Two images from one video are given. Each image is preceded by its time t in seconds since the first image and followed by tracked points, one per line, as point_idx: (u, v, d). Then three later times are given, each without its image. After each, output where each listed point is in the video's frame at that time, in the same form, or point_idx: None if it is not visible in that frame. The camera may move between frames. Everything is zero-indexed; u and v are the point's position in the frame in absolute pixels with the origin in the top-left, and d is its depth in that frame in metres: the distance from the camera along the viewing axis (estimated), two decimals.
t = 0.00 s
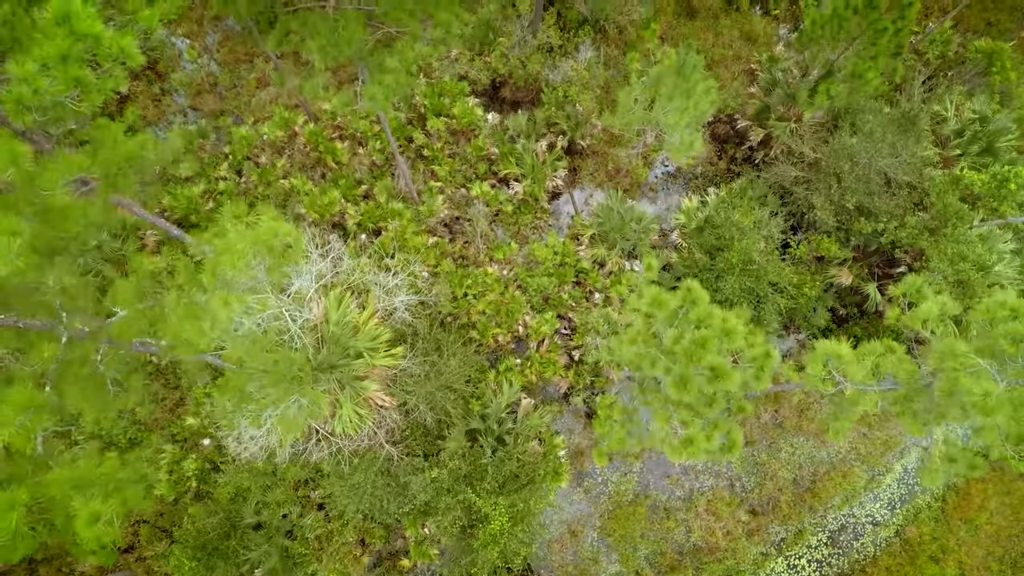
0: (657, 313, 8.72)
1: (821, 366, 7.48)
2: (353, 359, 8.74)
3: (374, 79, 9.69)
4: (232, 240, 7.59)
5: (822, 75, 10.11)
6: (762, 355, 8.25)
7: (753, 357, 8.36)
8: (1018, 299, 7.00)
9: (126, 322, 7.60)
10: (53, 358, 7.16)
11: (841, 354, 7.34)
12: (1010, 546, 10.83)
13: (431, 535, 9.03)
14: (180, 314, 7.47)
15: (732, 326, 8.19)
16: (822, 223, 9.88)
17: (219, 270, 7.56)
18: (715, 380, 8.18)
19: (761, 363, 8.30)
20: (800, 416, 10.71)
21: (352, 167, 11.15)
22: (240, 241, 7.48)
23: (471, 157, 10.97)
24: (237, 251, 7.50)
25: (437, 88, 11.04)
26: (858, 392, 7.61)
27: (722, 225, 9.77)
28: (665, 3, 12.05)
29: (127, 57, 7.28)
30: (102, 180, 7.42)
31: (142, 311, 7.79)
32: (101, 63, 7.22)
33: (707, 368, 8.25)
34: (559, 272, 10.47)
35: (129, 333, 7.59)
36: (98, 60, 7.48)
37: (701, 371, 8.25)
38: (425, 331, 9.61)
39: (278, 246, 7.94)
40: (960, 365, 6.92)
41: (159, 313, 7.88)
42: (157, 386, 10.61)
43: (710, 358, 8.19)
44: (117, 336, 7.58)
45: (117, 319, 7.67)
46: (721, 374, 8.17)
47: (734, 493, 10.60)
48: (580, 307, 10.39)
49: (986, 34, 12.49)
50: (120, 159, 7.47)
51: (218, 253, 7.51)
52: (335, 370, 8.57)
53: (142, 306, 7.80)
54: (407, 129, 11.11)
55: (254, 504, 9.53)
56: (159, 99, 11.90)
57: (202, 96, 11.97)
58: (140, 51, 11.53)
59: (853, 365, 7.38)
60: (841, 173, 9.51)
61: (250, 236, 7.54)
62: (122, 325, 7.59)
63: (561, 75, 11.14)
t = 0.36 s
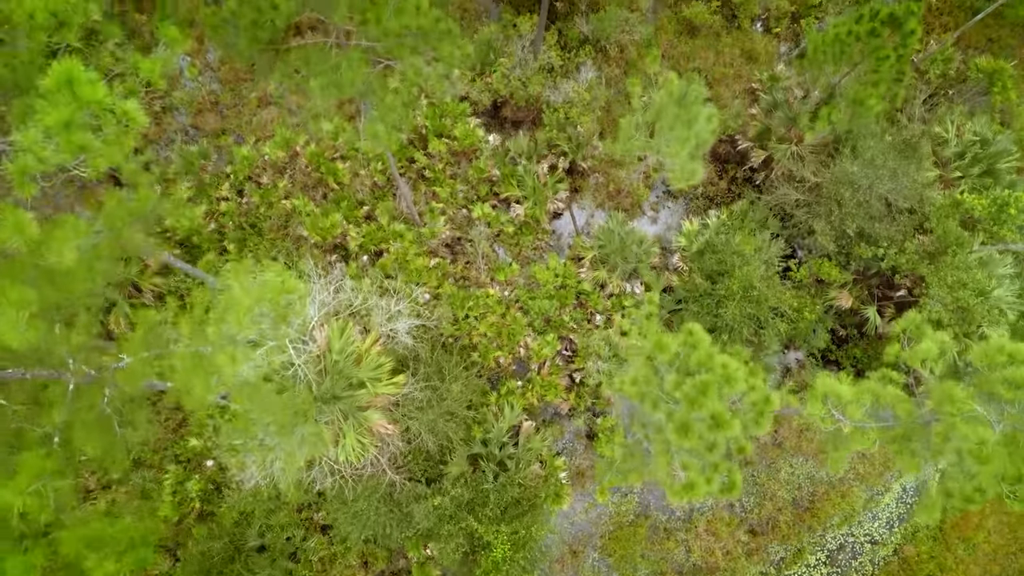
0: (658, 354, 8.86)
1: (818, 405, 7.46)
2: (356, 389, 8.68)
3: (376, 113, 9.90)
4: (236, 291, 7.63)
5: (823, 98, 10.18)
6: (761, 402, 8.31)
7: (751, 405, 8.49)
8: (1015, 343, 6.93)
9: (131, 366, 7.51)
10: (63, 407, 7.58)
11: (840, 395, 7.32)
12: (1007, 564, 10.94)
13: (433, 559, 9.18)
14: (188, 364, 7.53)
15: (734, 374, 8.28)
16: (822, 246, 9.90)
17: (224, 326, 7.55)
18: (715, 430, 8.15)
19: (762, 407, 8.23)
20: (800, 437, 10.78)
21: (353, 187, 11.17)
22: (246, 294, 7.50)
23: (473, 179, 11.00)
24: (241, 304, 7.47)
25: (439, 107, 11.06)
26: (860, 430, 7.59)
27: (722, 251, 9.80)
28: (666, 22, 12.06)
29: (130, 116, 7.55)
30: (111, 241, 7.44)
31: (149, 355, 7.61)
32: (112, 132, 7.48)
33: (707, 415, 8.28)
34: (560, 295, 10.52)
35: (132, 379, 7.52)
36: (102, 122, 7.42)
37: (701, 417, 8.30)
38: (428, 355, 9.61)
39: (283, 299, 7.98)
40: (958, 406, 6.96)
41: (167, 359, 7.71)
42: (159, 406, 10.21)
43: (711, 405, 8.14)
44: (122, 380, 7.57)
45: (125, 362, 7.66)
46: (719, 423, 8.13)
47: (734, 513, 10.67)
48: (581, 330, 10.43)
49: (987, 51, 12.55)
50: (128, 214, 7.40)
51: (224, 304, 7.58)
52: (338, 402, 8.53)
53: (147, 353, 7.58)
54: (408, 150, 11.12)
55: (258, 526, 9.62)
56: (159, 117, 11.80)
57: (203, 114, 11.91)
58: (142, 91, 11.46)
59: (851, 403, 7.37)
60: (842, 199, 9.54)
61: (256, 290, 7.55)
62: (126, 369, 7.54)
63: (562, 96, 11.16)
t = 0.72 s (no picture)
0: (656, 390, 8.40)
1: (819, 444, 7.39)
2: (360, 418, 8.75)
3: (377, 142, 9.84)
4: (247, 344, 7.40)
5: (824, 121, 10.05)
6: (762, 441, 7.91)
7: (755, 445, 7.93)
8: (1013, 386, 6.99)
9: (138, 413, 7.32)
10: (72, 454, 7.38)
11: (841, 434, 7.24)
12: None
13: None
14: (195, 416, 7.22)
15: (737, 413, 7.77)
16: (823, 270, 9.93)
17: (230, 380, 7.19)
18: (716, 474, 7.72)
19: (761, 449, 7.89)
20: (800, 457, 10.86)
21: (355, 207, 11.18)
22: (255, 349, 7.24)
23: (475, 200, 11.03)
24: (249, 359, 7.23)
25: (440, 126, 10.98)
26: (859, 467, 7.54)
27: (722, 275, 9.80)
28: (668, 40, 12.08)
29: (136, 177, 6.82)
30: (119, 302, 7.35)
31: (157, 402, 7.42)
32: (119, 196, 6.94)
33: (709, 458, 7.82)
34: (562, 316, 10.56)
35: (140, 425, 7.32)
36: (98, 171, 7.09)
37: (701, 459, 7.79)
38: (431, 380, 9.68)
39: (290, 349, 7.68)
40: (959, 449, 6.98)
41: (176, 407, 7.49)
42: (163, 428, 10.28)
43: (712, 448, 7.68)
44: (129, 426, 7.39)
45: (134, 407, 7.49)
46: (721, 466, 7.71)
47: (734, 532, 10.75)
48: (583, 351, 10.46)
49: (987, 68, 12.65)
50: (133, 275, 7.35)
51: (232, 356, 7.32)
52: (342, 430, 8.61)
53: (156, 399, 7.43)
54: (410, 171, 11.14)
55: (263, 548, 9.82)
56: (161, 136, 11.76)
57: (205, 132, 11.87)
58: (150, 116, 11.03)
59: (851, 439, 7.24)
60: (842, 224, 9.56)
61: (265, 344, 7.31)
62: (135, 415, 7.37)
63: (564, 116, 11.17)
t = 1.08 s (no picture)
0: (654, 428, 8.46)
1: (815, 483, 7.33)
2: (363, 446, 8.80)
3: (379, 166, 9.87)
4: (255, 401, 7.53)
5: (825, 143, 10.00)
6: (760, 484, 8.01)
7: (753, 489, 8.07)
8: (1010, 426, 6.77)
9: (145, 457, 6.94)
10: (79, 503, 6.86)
11: (839, 471, 7.19)
12: None
13: None
14: (205, 466, 7.04)
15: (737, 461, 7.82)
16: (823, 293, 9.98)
17: (238, 432, 7.13)
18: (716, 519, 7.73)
19: (759, 491, 8.06)
20: (799, 475, 10.95)
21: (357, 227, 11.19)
22: (261, 407, 7.34)
23: (476, 221, 11.07)
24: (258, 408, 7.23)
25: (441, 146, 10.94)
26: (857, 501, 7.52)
27: (724, 300, 9.88)
28: (669, 58, 12.10)
29: (140, 241, 6.54)
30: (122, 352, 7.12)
31: (163, 446, 7.00)
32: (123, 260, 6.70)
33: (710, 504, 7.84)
34: (563, 337, 10.62)
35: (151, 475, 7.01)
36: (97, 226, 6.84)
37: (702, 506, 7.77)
38: (432, 404, 9.75)
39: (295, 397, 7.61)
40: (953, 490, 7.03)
41: (185, 450, 7.07)
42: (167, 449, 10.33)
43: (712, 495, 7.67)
44: (137, 470, 7.03)
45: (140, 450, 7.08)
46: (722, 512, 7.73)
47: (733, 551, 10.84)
48: (583, 373, 10.52)
49: (987, 85, 12.71)
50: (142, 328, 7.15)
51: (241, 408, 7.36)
52: (345, 459, 8.64)
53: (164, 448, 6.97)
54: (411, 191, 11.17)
55: (267, 570, 9.93)
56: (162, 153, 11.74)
57: (205, 150, 11.83)
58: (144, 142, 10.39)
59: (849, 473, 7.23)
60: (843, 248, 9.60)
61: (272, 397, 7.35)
62: (142, 460, 7.02)
63: (565, 137, 11.19)
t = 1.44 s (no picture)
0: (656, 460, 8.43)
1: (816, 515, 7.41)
2: (364, 474, 8.90)
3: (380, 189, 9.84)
4: (260, 446, 7.40)
5: (825, 164, 10.01)
6: (760, 522, 7.82)
7: (751, 528, 7.77)
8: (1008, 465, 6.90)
9: (153, 499, 7.17)
10: (89, 547, 6.86)
11: (838, 505, 7.24)
12: None
13: None
14: (211, 509, 7.19)
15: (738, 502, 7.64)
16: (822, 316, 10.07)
17: (243, 477, 7.11)
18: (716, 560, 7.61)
19: (757, 529, 7.82)
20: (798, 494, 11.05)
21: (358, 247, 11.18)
22: (267, 454, 7.19)
23: (477, 241, 11.09)
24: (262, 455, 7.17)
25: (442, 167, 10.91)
26: (855, 533, 7.58)
27: (724, 323, 10.00)
28: (670, 75, 12.08)
29: (145, 298, 6.37)
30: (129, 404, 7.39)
31: (171, 490, 7.25)
32: (132, 320, 6.51)
33: (710, 547, 7.66)
34: (565, 358, 10.67)
35: (156, 516, 7.14)
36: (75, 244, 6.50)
37: (702, 549, 7.63)
38: (433, 427, 9.81)
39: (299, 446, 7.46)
40: (950, 528, 7.09)
41: (192, 494, 7.29)
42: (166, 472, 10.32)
43: (711, 535, 7.57)
44: (146, 511, 7.22)
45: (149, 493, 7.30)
46: (720, 554, 7.60)
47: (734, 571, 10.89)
48: (585, 393, 10.56)
49: (987, 101, 12.73)
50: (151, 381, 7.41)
51: (246, 454, 7.27)
52: (347, 488, 8.73)
53: (169, 489, 7.18)
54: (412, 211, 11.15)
55: None
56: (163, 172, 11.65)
57: (206, 169, 11.74)
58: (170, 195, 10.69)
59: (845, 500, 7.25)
60: (842, 272, 9.68)
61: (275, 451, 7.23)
62: (151, 501, 7.21)
63: (565, 157, 11.23)
